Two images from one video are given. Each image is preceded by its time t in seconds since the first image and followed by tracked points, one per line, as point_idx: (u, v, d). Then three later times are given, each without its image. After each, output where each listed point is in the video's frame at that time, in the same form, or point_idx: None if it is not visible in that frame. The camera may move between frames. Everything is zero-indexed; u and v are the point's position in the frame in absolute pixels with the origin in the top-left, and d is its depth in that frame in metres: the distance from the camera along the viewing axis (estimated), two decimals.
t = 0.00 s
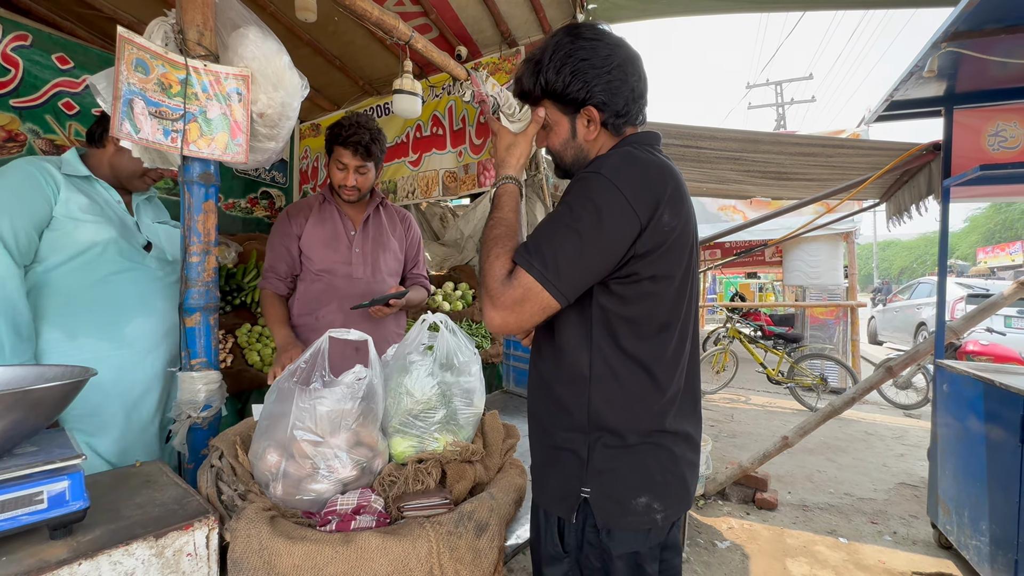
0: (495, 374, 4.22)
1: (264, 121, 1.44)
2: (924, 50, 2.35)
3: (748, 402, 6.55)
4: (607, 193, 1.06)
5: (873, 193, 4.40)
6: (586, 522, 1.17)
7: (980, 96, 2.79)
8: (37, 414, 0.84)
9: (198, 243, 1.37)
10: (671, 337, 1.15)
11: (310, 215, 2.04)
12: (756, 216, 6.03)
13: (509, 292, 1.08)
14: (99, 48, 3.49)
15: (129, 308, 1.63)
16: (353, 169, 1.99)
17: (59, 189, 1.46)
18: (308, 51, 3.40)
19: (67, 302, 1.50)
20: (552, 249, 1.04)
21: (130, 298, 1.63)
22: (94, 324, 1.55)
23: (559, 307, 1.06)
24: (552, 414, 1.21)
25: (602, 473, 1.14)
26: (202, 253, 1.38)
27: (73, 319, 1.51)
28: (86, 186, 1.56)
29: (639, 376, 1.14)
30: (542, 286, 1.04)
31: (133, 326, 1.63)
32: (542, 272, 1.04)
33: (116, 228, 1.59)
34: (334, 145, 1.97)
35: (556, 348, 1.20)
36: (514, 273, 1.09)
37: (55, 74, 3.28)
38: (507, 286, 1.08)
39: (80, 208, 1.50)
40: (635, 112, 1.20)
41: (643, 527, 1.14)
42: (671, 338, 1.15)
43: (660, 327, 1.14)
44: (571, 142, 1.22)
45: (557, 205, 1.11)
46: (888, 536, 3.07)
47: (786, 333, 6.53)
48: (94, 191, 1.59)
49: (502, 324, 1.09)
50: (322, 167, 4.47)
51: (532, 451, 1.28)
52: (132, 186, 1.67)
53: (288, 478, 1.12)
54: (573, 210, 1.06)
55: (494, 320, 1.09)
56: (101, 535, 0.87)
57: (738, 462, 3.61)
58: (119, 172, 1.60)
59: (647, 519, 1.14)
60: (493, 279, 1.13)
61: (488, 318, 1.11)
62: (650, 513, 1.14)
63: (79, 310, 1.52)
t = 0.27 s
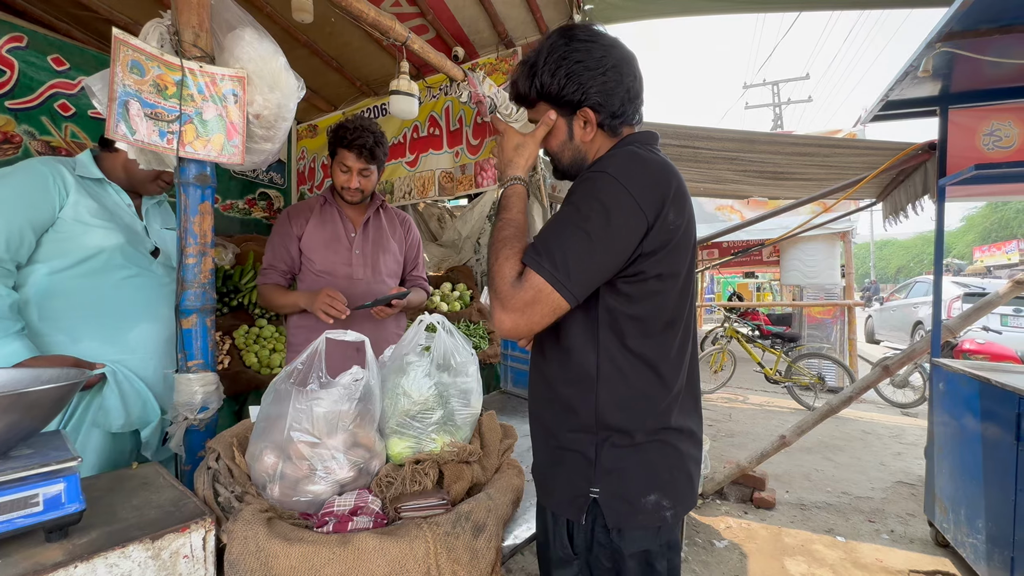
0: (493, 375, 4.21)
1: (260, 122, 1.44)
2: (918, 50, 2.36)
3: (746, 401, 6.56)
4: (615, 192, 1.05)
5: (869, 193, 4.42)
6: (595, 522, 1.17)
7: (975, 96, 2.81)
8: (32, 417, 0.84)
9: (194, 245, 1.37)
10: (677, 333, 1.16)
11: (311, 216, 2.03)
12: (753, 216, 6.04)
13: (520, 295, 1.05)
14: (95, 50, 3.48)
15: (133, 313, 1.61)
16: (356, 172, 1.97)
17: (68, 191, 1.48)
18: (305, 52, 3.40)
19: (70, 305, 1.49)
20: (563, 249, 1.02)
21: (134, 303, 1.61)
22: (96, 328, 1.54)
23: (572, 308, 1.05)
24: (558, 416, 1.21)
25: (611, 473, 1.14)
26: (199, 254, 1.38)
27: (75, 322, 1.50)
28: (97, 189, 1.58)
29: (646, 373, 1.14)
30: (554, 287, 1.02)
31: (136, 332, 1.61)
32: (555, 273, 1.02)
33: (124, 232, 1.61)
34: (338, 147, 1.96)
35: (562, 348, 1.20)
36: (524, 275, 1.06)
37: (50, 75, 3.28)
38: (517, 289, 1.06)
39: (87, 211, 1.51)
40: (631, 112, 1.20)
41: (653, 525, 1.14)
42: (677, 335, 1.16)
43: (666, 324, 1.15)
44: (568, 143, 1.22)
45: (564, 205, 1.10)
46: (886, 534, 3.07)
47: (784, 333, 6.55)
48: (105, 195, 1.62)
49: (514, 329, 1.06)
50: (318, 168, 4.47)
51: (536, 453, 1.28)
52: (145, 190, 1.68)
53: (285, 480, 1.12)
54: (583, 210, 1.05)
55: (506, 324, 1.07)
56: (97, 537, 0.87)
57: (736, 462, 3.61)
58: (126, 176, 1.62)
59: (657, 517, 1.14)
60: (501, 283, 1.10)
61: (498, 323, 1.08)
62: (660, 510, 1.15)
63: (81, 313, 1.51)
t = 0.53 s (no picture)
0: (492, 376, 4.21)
1: (258, 124, 1.45)
2: (914, 52, 2.37)
3: (744, 402, 6.58)
4: (638, 194, 1.05)
5: (866, 194, 4.43)
6: (610, 520, 1.17)
7: (970, 97, 2.83)
8: (30, 419, 0.83)
9: (192, 246, 1.37)
10: (686, 331, 1.18)
11: (313, 217, 2.02)
12: (751, 217, 6.05)
13: (553, 302, 1.03)
14: (92, 51, 3.47)
15: (142, 316, 1.64)
16: (356, 174, 1.96)
17: (83, 194, 1.49)
18: (302, 53, 3.40)
19: (82, 308, 1.52)
20: (595, 255, 1.01)
21: (144, 307, 1.65)
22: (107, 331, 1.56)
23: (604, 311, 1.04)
24: (568, 416, 1.21)
25: (624, 471, 1.14)
26: (197, 256, 1.38)
27: (87, 325, 1.52)
28: (110, 192, 1.58)
29: (659, 372, 1.16)
30: (588, 293, 1.01)
31: (145, 334, 1.65)
32: (589, 279, 1.00)
33: (136, 235, 1.62)
34: (339, 149, 1.95)
35: (575, 349, 1.19)
36: (554, 281, 1.04)
37: (47, 76, 3.27)
38: (547, 295, 1.03)
39: (103, 215, 1.53)
40: (637, 117, 1.21)
41: (668, 520, 1.14)
42: (685, 332, 1.19)
43: (676, 323, 1.17)
44: (573, 142, 1.22)
45: (589, 207, 1.08)
46: (883, 534, 3.08)
47: (781, 333, 6.56)
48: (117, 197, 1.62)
49: (549, 336, 1.04)
50: (316, 169, 4.48)
51: (544, 455, 1.28)
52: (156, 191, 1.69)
53: (284, 481, 1.12)
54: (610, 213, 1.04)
55: (542, 331, 1.04)
56: (95, 539, 0.87)
57: (734, 462, 3.62)
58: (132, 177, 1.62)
59: (671, 512, 1.15)
60: (529, 289, 1.07)
61: (531, 330, 1.06)
62: (673, 505, 1.15)
63: (93, 315, 1.54)
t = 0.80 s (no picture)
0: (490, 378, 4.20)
1: (256, 126, 1.45)
2: (909, 56, 2.38)
3: (742, 404, 6.58)
4: (651, 196, 1.06)
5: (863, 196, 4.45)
6: (620, 520, 1.17)
7: (965, 101, 2.84)
8: (29, 421, 0.83)
9: (191, 248, 1.37)
10: (691, 329, 1.20)
11: (316, 219, 2.02)
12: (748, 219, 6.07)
13: (580, 306, 1.01)
14: (90, 53, 3.47)
15: (153, 320, 1.68)
16: (359, 177, 1.97)
17: (105, 198, 1.53)
18: (301, 56, 3.41)
19: (96, 310, 1.55)
20: (619, 257, 1.01)
21: (156, 311, 1.68)
22: (120, 334, 1.60)
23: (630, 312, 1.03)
24: (578, 417, 1.20)
25: (634, 470, 1.15)
26: (195, 258, 1.38)
27: (101, 327, 1.56)
28: (131, 197, 1.63)
29: (667, 371, 1.17)
30: (614, 294, 1.00)
31: (156, 338, 1.69)
32: (614, 281, 1.00)
33: (153, 241, 1.66)
34: (341, 152, 1.95)
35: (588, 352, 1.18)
36: (577, 286, 1.03)
37: (45, 78, 3.26)
38: (573, 301, 1.02)
39: (121, 219, 1.57)
40: (641, 128, 1.22)
41: (675, 517, 1.16)
42: (691, 331, 1.21)
43: (682, 323, 1.19)
44: (576, 144, 1.23)
45: (602, 211, 1.08)
46: (881, 536, 3.09)
47: (779, 335, 6.58)
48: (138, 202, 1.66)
49: (582, 338, 1.02)
50: (315, 171, 4.49)
51: (550, 457, 1.26)
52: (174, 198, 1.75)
53: (282, 484, 1.12)
54: (628, 215, 1.04)
55: (574, 334, 1.02)
56: (94, 541, 0.87)
57: (732, 464, 3.62)
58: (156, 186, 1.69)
59: (679, 508, 1.17)
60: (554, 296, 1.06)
61: (565, 338, 1.04)
62: (680, 501, 1.17)
63: (107, 318, 1.58)
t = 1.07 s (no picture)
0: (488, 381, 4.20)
1: (256, 130, 1.45)
2: (904, 62, 2.40)
3: (739, 407, 6.59)
4: (638, 197, 1.07)
5: (859, 201, 4.47)
6: (627, 519, 1.17)
7: (959, 106, 2.87)
8: (26, 424, 0.83)
9: (189, 251, 1.38)
10: (689, 328, 1.20)
11: (316, 222, 2.03)
12: (745, 223, 6.10)
13: (559, 300, 1.04)
14: (89, 56, 3.48)
15: (161, 328, 1.66)
16: (363, 182, 1.98)
17: (126, 204, 1.52)
18: (300, 59, 3.42)
19: (105, 314, 1.54)
20: (595, 253, 1.03)
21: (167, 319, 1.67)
22: (126, 340, 1.58)
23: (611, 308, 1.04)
24: (582, 416, 1.20)
25: (640, 468, 1.16)
26: (193, 261, 1.38)
27: (108, 332, 1.54)
28: (152, 204, 1.61)
29: (667, 369, 1.18)
30: (590, 289, 1.02)
31: (162, 347, 1.67)
32: (589, 275, 1.02)
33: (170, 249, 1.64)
34: (345, 156, 1.96)
35: (582, 350, 1.19)
36: (557, 282, 1.06)
37: (44, 81, 3.27)
38: (552, 294, 1.05)
39: (141, 226, 1.55)
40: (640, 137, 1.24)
41: (680, 515, 1.18)
42: (688, 330, 1.21)
43: (678, 321, 1.19)
44: (575, 151, 1.24)
45: (587, 211, 1.11)
46: (878, 539, 3.09)
47: (776, 339, 6.60)
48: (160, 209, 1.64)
49: (560, 331, 1.05)
50: (313, 174, 4.50)
51: (556, 457, 1.25)
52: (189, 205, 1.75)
53: (279, 487, 1.12)
54: (611, 214, 1.05)
55: (552, 328, 1.05)
56: (90, 545, 0.86)
57: (729, 467, 3.63)
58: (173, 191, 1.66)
59: (682, 506, 1.18)
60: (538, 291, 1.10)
61: (544, 329, 1.07)
62: (684, 500, 1.18)
63: (116, 323, 1.56)
